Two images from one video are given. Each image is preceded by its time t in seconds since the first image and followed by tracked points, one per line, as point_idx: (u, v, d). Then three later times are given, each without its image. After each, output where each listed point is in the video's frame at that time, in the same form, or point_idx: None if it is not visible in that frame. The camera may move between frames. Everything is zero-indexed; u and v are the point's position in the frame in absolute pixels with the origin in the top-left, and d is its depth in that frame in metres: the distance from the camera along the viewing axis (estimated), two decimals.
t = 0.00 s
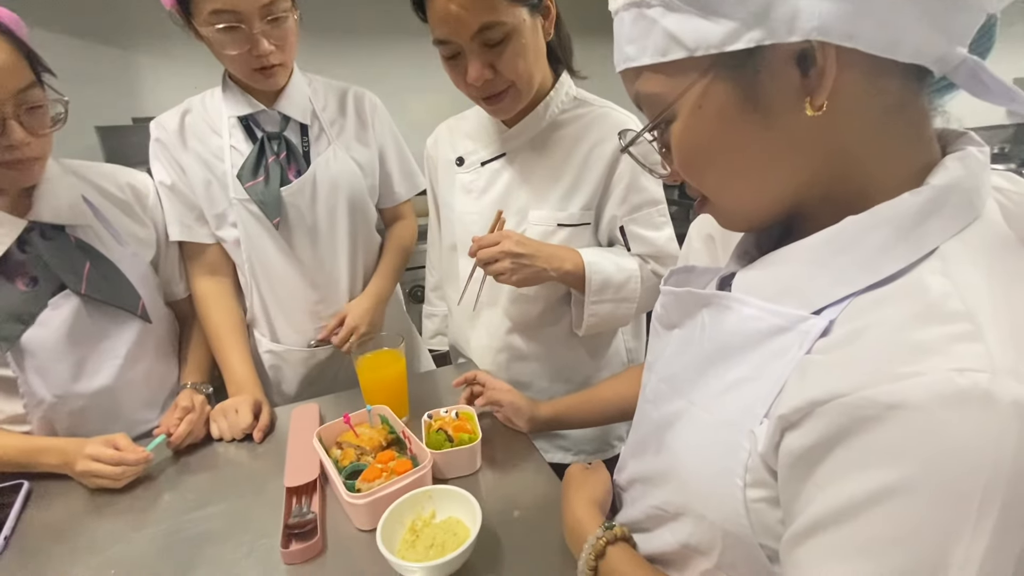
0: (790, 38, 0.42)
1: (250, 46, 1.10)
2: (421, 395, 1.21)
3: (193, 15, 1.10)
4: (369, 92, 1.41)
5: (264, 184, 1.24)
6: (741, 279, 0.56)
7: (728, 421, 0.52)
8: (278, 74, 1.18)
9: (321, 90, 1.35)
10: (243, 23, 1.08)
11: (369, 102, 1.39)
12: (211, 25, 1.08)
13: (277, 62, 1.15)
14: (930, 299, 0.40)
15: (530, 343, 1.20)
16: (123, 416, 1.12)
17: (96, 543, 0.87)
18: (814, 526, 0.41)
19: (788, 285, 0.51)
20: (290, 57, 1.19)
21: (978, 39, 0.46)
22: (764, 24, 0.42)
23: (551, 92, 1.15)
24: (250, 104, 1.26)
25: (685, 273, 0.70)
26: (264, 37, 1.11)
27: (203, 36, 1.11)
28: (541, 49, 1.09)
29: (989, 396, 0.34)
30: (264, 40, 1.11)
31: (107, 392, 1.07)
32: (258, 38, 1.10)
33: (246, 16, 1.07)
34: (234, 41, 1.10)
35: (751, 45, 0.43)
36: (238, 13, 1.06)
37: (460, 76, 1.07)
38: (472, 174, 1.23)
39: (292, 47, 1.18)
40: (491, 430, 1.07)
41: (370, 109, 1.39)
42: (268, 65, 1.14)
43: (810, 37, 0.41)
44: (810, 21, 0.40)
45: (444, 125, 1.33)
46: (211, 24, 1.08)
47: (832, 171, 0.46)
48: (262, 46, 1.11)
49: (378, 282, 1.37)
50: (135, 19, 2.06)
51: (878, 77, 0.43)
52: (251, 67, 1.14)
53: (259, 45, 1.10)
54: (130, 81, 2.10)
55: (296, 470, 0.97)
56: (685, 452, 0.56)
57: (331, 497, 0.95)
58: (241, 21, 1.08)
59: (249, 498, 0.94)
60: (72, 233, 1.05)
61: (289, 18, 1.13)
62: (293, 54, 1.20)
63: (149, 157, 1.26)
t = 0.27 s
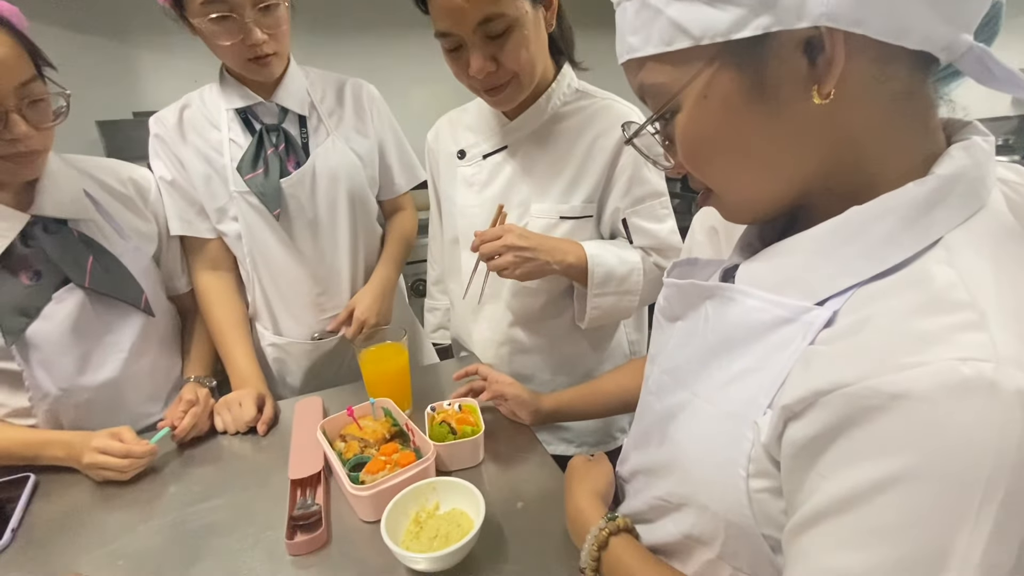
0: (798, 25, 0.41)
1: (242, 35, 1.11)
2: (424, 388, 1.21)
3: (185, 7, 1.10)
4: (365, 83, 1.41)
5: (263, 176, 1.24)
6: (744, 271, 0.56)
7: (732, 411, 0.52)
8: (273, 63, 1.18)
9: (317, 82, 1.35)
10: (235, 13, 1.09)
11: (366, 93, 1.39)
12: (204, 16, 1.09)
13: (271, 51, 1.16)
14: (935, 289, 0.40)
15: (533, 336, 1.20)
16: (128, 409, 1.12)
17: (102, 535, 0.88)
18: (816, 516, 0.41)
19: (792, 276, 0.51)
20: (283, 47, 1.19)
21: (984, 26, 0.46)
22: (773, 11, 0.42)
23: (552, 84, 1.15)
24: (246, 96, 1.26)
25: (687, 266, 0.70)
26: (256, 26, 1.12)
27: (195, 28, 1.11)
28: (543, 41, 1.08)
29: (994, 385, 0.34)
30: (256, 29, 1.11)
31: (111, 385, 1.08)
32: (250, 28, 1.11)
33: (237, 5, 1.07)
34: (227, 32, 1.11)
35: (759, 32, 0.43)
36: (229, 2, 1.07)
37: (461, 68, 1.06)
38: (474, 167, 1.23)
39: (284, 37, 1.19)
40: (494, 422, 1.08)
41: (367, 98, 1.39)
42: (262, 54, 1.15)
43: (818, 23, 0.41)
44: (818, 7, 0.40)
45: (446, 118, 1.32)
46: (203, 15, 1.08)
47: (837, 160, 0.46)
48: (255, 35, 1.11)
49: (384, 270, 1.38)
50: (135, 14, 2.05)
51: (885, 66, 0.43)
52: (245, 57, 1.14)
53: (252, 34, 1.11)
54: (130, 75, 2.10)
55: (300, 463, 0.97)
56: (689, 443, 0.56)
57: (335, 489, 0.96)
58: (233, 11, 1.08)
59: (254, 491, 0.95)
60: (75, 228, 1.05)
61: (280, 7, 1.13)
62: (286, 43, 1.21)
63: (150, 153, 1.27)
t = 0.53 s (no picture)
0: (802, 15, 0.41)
1: (232, 33, 1.11)
2: (421, 384, 1.21)
3: (173, 6, 1.10)
4: (359, 79, 1.41)
5: (258, 171, 1.23)
6: (739, 266, 0.57)
7: (728, 407, 0.52)
8: (265, 59, 1.18)
9: (312, 77, 1.34)
10: (223, 11, 1.09)
11: (360, 89, 1.40)
12: (193, 15, 1.08)
13: (262, 47, 1.16)
14: (931, 284, 0.40)
15: (530, 332, 1.20)
16: (125, 405, 1.12)
17: (99, 531, 0.88)
18: (810, 511, 0.41)
19: (787, 272, 0.51)
20: (274, 41, 1.19)
21: (983, 20, 0.46)
22: None
23: (550, 80, 1.15)
24: (239, 91, 1.25)
25: (684, 262, 0.70)
26: (244, 22, 1.12)
27: (184, 27, 1.11)
28: (541, 36, 1.08)
29: (988, 381, 0.34)
30: (245, 25, 1.12)
31: (108, 381, 1.08)
32: (239, 24, 1.11)
33: (226, 3, 1.07)
34: (216, 30, 1.11)
35: (762, 22, 0.42)
36: None
37: (458, 64, 1.06)
38: (471, 163, 1.23)
39: (274, 32, 1.19)
40: (492, 418, 1.08)
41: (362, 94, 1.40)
42: (253, 50, 1.15)
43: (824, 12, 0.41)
44: None
45: (443, 114, 1.32)
46: (192, 14, 1.08)
47: (837, 155, 0.46)
48: (244, 32, 1.12)
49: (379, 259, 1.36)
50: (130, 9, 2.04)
51: (888, 60, 0.43)
52: (237, 54, 1.14)
53: (242, 31, 1.11)
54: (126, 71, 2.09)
55: (297, 459, 0.97)
56: (684, 439, 0.56)
57: (332, 485, 0.96)
58: (222, 9, 1.08)
59: (251, 486, 0.95)
60: (70, 224, 1.05)
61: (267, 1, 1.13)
62: (277, 38, 1.21)
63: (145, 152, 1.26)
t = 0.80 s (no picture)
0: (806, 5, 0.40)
1: (235, 22, 1.10)
2: (421, 379, 1.21)
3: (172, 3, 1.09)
4: (356, 71, 1.40)
5: (258, 166, 1.23)
6: (739, 261, 0.56)
7: (727, 403, 0.52)
8: (267, 46, 1.18)
9: (310, 71, 1.34)
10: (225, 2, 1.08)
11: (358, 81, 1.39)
12: (194, 8, 1.07)
13: (264, 34, 1.16)
14: (933, 280, 0.39)
15: (530, 327, 1.20)
16: (124, 398, 1.12)
17: (99, 523, 0.88)
18: (809, 508, 0.41)
19: (788, 267, 0.51)
20: (273, 28, 1.19)
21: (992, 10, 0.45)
22: None
23: (552, 73, 1.14)
24: (236, 87, 1.24)
25: (683, 256, 0.69)
26: (245, 10, 1.11)
27: (185, 22, 1.09)
28: (541, 27, 1.07)
29: (990, 377, 0.33)
30: (247, 13, 1.11)
31: (107, 374, 1.07)
32: (241, 13, 1.10)
33: None
34: (219, 22, 1.10)
35: (767, 12, 0.41)
36: None
37: (459, 54, 1.05)
38: (472, 157, 1.22)
39: (273, 19, 1.18)
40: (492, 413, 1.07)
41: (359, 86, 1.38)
42: (256, 38, 1.14)
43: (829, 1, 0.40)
44: None
45: (444, 108, 1.31)
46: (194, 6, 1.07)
47: (840, 148, 0.45)
48: (247, 19, 1.11)
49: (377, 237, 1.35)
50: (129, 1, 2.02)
51: (893, 50, 0.42)
52: (241, 44, 1.13)
53: (245, 19, 1.10)
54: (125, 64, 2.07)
55: (296, 452, 0.97)
56: (683, 434, 0.56)
57: (331, 478, 0.96)
58: None
59: (250, 480, 0.95)
60: (74, 217, 1.04)
61: None
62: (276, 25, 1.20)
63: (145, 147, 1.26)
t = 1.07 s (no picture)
0: None
1: (228, 11, 1.09)
2: (420, 373, 1.20)
3: None
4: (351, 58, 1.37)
5: (255, 160, 1.22)
6: (744, 257, 0.55)
7: (730, 403, 0.51)
8: (262, 33, 1.17)
9: (304, 59, 1.31)
10: None
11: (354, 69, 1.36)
12: None
13: (258, 21, 1.15)
14: (945, 278, 0.38)
15: (530, 322, 1.19)
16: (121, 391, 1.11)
17: (94, 517, 0.87)
18: (812, 512, 0.40)
19: (793, 263, 0.50)
20: (266, 14, 1.17)
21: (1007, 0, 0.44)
22: None
23: (554, 64, 1.12)
24: (229, 79, 1.22)
25: (686, 252, 0.68)
26: None
27: (179, 13, 1.08)
28: (542, 18, 1.06)
29: (1005, 381, 0.32)
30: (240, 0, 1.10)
31: (109, 364, 1.07)
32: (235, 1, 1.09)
33: None
34: (213, 11, 1.08)
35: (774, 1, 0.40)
36: None
37: (459, 45, 1.04)
38: (472, 150, 1.21)
39: (267, 7, 1.17)
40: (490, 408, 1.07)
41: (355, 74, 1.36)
42: (251, 26, 1.13)
43: None
44: None
45: (444, 100, 1.30)
46: None
47: (849, 141, 0.44)
48: (241, 7, 1.10)
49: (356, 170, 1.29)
50: None
51: (905, 41, 0.40)
52: (235, 34, 1.12)
53: (239, 6, 1.09)
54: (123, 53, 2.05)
55: (293, 446, 0.96)
56: (684, 433, 0.55)
57: (328, 473, 0.95)
58: None
59: (247, 474, 0.94)
60: (71, 207, 1.03)
61: None
62: (269, 13, 1.19)
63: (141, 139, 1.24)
